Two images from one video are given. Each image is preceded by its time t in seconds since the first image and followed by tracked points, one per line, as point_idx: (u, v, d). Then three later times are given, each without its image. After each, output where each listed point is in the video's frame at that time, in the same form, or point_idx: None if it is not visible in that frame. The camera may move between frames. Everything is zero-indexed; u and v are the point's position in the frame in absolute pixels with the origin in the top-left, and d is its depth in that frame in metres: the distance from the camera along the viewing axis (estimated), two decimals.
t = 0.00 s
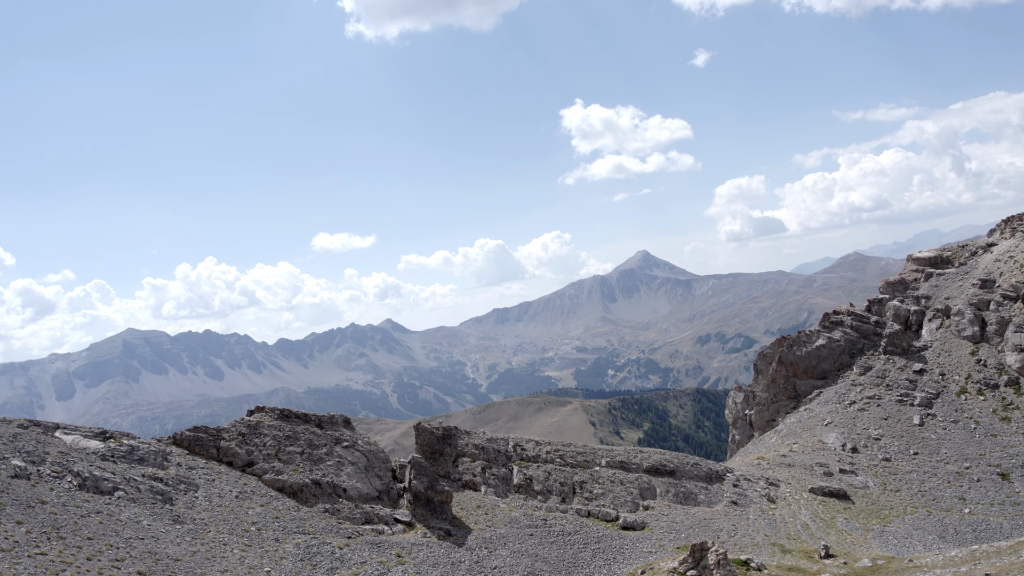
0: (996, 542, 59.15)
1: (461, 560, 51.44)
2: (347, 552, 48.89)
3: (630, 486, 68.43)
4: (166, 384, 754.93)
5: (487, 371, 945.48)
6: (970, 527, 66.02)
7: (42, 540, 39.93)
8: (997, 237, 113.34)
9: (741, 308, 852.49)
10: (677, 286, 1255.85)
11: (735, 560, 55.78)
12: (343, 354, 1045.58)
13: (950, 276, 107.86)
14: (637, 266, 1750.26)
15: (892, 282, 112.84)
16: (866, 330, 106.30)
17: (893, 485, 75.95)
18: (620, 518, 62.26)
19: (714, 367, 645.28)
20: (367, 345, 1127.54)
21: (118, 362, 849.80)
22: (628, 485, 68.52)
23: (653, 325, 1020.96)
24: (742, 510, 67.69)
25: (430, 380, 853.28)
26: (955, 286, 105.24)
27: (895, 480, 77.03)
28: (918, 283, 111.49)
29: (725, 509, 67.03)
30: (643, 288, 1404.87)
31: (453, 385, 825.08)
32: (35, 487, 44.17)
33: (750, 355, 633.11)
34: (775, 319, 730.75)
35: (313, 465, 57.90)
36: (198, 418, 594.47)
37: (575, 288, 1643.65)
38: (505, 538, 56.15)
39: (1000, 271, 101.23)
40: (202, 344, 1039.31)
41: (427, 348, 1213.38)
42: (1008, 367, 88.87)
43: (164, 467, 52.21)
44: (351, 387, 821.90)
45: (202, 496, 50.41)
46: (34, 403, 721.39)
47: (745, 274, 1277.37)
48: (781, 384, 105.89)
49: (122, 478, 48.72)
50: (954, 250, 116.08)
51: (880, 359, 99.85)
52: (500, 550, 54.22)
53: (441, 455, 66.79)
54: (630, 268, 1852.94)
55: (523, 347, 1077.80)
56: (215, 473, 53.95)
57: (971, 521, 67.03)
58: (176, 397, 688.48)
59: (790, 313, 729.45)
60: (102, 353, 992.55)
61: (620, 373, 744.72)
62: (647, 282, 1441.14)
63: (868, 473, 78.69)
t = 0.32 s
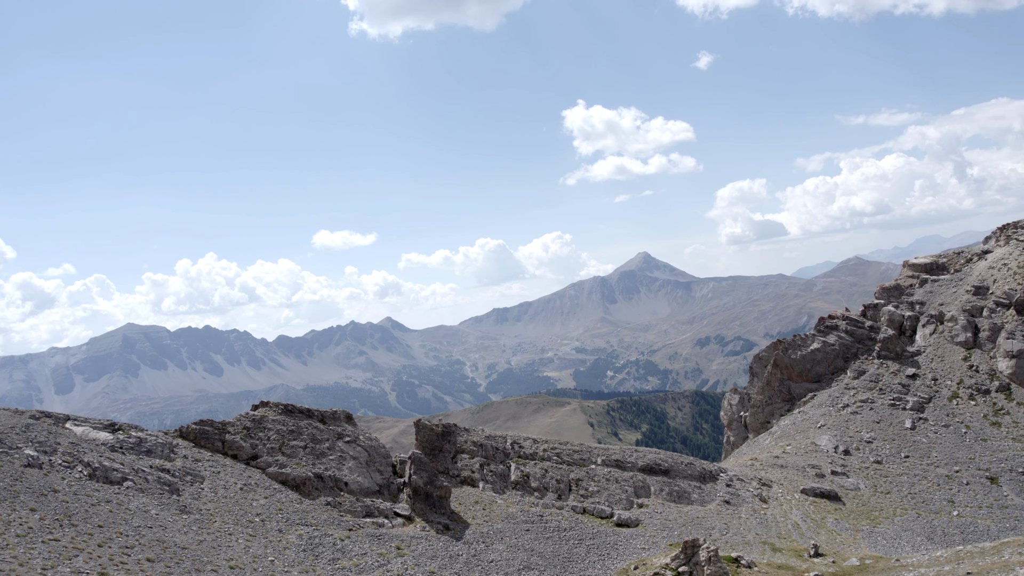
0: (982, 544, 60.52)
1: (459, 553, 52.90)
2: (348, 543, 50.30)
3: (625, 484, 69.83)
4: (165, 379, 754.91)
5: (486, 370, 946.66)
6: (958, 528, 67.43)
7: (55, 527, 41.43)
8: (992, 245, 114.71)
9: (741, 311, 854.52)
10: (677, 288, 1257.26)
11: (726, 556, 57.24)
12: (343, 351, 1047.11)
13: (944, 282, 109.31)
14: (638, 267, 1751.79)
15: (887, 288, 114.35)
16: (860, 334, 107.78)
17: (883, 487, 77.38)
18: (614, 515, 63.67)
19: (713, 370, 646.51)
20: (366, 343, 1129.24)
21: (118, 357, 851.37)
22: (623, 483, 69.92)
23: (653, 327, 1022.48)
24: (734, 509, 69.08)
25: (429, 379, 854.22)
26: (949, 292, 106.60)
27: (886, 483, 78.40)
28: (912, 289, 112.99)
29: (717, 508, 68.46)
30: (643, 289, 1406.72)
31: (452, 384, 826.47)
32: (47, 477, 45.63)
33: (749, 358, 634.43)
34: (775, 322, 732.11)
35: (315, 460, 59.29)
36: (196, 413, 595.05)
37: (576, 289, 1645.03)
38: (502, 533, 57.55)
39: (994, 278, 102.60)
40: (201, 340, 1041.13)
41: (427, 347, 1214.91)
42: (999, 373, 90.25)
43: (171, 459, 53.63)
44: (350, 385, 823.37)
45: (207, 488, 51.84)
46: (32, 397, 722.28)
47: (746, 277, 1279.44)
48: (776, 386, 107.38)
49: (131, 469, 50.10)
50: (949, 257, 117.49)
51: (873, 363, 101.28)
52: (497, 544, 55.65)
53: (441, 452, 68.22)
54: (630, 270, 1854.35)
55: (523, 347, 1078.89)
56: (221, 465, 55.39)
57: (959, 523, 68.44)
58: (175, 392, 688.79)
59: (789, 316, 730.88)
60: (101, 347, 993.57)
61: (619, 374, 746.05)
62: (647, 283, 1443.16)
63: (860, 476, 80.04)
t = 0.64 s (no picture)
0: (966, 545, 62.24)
1: (457, 546, 54.64)
2: (350, 534, 52.05)
3: (620, 481, 71.60)
4: (164, 375, 755.66)
5: (485, 370, 948.67)
6: (944, 530, 69.13)
7: (69, 513, 43.20)
8: (986, 252, 116.52)
9: (741, 314, 856.80)
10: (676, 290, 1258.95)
11: (716, 552, 59.00)
12: (342, 349, 1049.70)
13: (937, 289, 110.99)
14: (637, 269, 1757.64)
15: (882, 294, 116.20)
16: (854, 339, 109.60)
17: (873, 489, 79.06)
18: (608, 512, 65.39)
19: (711, 372, 648.55)
20: (365, 341, 1130.38)
21: (117, 351, 853.06)
22: (617, 481, 71.63)
23: (652, 328, 1024.91)
24: (725, 507, 70.79)
25: (429, 378, 856.39)
26: (942, 299, 108.35)
27: (876, 485, 80.07)
28: (906, 295, 114.71)
29: (709, 506, 70.25)
30: (642, 290, 1410.20)
31: (451, 383, 828.50)
32: (61, 466, 47.39)
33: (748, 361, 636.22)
34: (774, 326, 734.39)
35: (319, 453, 61.03)
36: (195, 409, 595.88)
37: (575, 289, 1648.63)
38: (499, 527, 59.26)
39: (986, 285, 104.37)
40: (201, 335, 1042.08)
41: (426, 346, 1217.51)
42: (989, 379, 92.00)
43: (179, 451, 55.33)
44: (349, 382, 824.72)
45: (214, 479, 53.54)
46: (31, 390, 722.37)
47: (746, 280, 1282.59)
48: (770, 389, 109.09)
49: (141, 460, 51.80)
50: (944, 263, 119.20)
51: (866, 368, 103.05)
52: (494, 538, 57.37)
53: (440, 448, 69.92)
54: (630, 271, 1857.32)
55: (522, 347, 1080.86)
56: (227, 457, 57.10)
57: (946, 525, 70.13)
58: (173, 387, 689.57)
59: (789, 320, 733.01)
60: (99, 341, 993.35)
61: (618, 375, 748.18)
62: (647, 285, 1445.80)
63: (849, 477, 81.74)
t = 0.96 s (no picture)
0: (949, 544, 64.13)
1: (455, 537, 56.56)
2: (352, 525, 53.98)
3: (614, 478, 73.50)
4: (163, 369, 756.37)
5: (484, 368, 950.90)
6: (930, 530, 71.02)
7: (85, 499, 45.16)
8: (979, 259, 118.38)
9: (740, 317, 858.91)
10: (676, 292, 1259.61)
11: (706, 548, 60.84)
12: (341, 346, 1050.83)
13: (930, 295, 112.85)
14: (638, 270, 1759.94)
15: (876, 298, 118.14)
16: (847, 343, 111.51)
17: (861, 490, 81.01)
18: (603, 507, 67.37)
19: (710, 374, 650.36)
20: (365, 338, 1132.53)
21: (116, 345, 853.66)
22: (612, 477, 73.58)
23: (651, 330, 1026.92)
24: (717, 505, 72.75)
25: (427, 376, 857.61)
26: (934, 304, 110.27)
27: (864, 485, 81.98)
28: (900, 300, 116.52)
29: (701, 503, 72.21)
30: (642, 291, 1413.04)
31: (449, 381, 830.47)
32: (76, 454, 49.33)
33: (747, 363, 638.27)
34: (773, 328, 735.89)
35: (323, 447, 62.98)
36: (194, 404, 596.91)
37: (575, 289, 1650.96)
38: (496, 520, 61.20)
39: (977, 292, 106.24)
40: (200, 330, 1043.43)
41: (425, 344, 1219.54)
42: (978, 384, 93.95)
43: (188, 442, 57.23)
44: (348, 380, 825.65)
45: (222, 469, 55.49)
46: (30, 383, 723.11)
47: (746, 283, 1285.22)
48: (764, 391, 111.01)
49: (152, 450, 53.72)
50: (937, 269, 121.10)
51: (858, 371, 104.94)
52: (491, 531, 59.28)
53: (440, 443, 71.91)
54: (630, 272, 1860.08)
55: (522, 347, 1082.76)
56: (234, 449, 59.04)
57: (932, 525, 71.99)
58: (172, 382, 690.66)
59: (788, 323, 734.83)
60: (99, 335, 994.11)
61: (616, 375, 750.14)
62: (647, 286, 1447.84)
63: (839, 478, 83.66)
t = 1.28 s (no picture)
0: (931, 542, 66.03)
1: (453, 528, 58.80)
2: (355, 514, 56.24)
3: (608, 474, 75.78)
4: (163, 364, 758.10)
5: (483, 367, 953.42)
6: (914, 529, 73.14)
7: (102, 485, 47.46)
8: (971, 266, 120.55)
9: (740, 319, 861.10)
10: (675, 293, 1260.50)
11: (695, 542, 63.09)
12: (341, 343, 1053.84)
13: (921, 300, 115.08)
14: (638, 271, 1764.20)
15: (868, 303, 120.40)
16: (838, 346, 113.85)
17: (849, 489, 83.23)
18: (596, 502, 69.59)
19: (709, 376, 652.67)
20: (364, 336, 1135.51)
21: (116, 338, 855.67)
22: (605, 473, 75.89)
23: (650, 331, 1029.84)
24: (707, 501, 75.00)
25: (426, 374, 860.31)
26: (925, 310, 112.43)
27: (852, 485, 84.26)
28: (892, 305, 118.66)
29: (692, 499, 74.47)
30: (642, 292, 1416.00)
31: (448, 380, 833.17)
32: (92, 443, 51.54)
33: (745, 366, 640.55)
34: (773, 331, 737.72)
35: (327, 439, 65.21)
36: (193, 398, 598.86)
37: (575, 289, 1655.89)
38: (493, 513, 63.38)
39: (967, 298, 108.41)
40: (200, 326, 1045.91)
41: (425, 342, 1222.94)
42: (966, 388, 96.17)
43: (197, 433, 59.44)
44: (347, 376, 827.86)
45: (230, 459, 57.69)
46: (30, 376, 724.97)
47: (746, 286, 1287.60)
48: (756, 392, 113.28)
49: (163, 440, 55.95)
50: (930, 275, 123.27)
51: (849, 374, 107.22)
52: (487, 522, 61.51)
53: (439, 438, 74.25)
54: (630, 273, 1861.14)
55: (521, 346, 1085.66)
56: (241, 441, 61.27)
57: (916, 525, 74.18)
58: (171, 377, 691.96)
59: (788, 326, 736.83)
60: (99, 328, 996.25)
61: (615, 376, 752.52)
62: (648, 287, 1450.71)
63: (828, 478, 85.87)
